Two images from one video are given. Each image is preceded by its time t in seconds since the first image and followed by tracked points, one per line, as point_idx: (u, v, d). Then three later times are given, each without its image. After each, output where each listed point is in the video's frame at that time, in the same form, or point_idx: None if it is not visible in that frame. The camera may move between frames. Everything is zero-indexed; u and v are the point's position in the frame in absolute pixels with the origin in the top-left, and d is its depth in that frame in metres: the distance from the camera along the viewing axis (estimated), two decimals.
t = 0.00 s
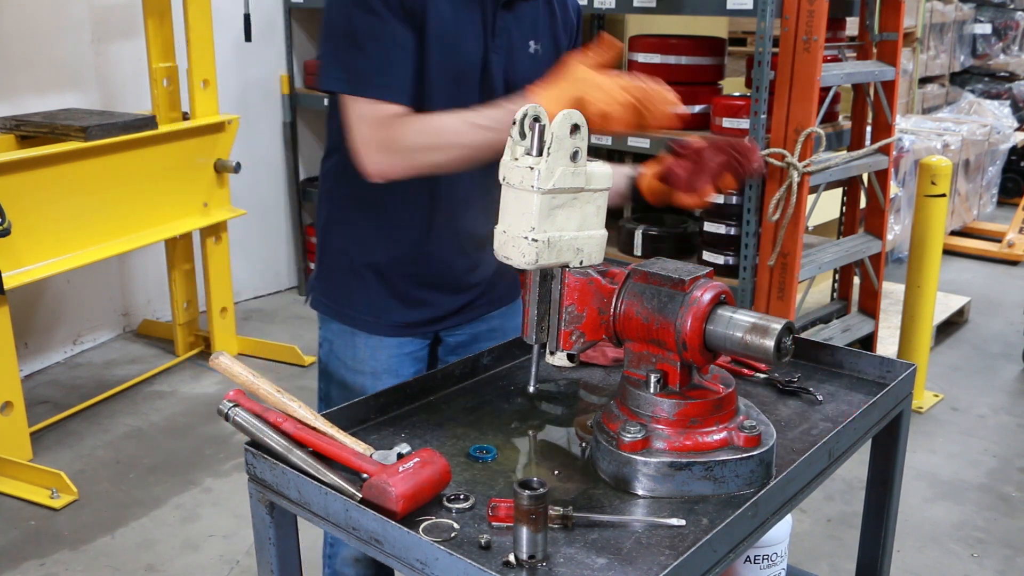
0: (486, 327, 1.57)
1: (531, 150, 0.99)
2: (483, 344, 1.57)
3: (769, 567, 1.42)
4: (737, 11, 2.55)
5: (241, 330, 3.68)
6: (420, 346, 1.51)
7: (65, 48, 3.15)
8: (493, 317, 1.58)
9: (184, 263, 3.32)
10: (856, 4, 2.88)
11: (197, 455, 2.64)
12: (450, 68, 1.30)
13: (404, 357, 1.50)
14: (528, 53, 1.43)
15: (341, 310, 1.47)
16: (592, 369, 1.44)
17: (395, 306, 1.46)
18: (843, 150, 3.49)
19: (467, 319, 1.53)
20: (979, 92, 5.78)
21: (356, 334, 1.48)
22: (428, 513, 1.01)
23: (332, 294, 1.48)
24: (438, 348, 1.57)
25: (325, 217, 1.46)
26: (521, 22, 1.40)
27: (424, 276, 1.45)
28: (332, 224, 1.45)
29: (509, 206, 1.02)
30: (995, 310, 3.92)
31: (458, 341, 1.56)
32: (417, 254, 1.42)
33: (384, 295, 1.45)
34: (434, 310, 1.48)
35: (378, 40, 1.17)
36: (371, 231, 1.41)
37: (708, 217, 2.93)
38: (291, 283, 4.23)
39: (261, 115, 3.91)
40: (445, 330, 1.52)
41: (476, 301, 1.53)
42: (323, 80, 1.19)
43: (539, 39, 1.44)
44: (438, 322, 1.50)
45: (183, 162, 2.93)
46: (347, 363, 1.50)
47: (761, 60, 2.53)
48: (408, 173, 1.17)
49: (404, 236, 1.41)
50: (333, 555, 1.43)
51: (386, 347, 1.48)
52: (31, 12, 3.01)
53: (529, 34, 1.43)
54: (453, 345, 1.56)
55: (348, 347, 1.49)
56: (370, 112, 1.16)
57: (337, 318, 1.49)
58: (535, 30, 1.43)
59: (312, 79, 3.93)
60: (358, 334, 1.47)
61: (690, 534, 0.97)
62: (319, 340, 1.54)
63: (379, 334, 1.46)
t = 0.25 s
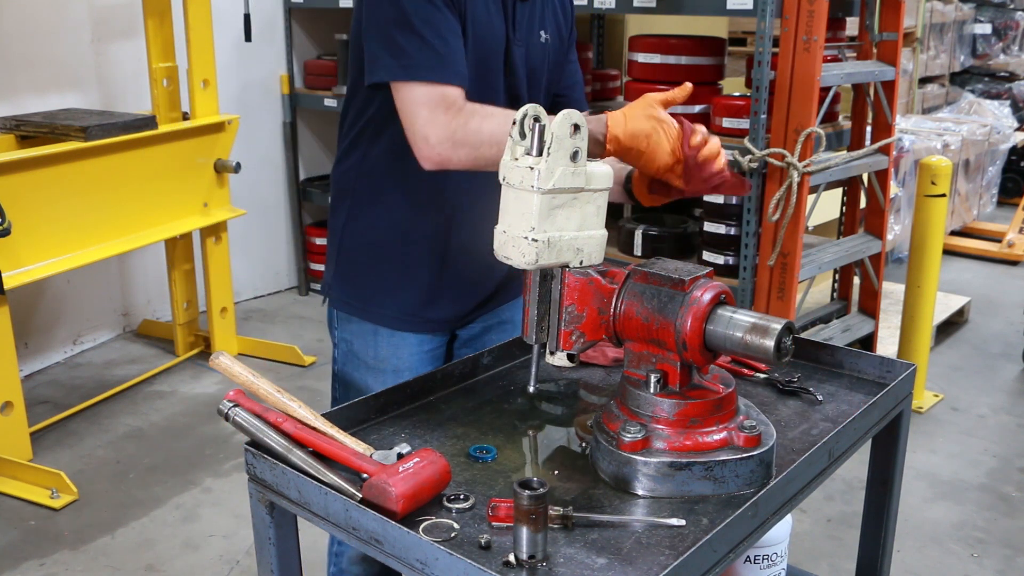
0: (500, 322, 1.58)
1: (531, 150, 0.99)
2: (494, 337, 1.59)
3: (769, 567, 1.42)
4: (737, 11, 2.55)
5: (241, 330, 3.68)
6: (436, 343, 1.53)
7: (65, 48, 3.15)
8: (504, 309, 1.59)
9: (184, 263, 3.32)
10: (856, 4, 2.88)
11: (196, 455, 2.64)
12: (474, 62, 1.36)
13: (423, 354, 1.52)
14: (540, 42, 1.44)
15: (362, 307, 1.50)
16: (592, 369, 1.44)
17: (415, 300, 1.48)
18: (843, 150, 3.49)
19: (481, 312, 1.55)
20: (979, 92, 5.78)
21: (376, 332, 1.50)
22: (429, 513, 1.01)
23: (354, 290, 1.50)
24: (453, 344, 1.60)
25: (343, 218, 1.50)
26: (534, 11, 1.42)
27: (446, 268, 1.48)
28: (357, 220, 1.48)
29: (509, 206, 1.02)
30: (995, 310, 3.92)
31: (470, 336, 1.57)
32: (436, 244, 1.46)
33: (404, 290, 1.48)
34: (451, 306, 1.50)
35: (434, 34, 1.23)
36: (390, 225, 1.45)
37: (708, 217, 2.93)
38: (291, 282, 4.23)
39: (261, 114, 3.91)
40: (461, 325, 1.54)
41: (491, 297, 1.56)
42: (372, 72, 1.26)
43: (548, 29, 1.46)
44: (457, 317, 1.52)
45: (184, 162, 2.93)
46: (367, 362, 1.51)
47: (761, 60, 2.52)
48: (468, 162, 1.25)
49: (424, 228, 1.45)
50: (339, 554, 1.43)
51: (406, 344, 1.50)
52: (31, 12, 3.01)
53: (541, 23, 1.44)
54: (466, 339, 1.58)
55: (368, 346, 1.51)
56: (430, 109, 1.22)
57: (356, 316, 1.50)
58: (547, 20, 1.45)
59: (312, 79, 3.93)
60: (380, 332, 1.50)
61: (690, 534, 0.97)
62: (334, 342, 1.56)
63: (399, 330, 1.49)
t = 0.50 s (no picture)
0: (490, 322, 1.60)
1: (531, 150, 0.99)
2: (486, 337, 1.60)
3: (769, 567, 1.42)
4: (738, 11, 2.55)
5: (241, 330, 3.68)
6: (424, 341, 1.54)
7: (65, 48, 3.15)
8: (496, 311, 1.60)
9: (184, 263, 3.32)
10: (856, 4, 2.88)
11: (197, 455, 2.64)
12: (472, 60, 1.36)
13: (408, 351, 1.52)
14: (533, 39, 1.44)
15: (354, 302, 1.50)
16: (592, 369, 1.44)
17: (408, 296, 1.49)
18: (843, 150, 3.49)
19: (473, 313, 1.57)
20: (979, 92, 5.78)
21: (365, 327, 1.50)
22: (429, 513, 1.01)
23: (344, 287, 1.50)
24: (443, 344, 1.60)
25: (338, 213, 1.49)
26: (528, 9, 1.42)
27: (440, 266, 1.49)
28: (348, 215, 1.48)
29: (509, 206, 1.02)
30: (995, 310, 3.92)
31: (460, 338, 1.58)
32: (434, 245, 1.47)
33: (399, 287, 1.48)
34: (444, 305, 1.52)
35: (413, 30, 1.23)
36: (388, 222, 1.46)
37: (708, 217, 2.93)
38: (291, 282, 4.23)
39: (261, 115, 3.91)
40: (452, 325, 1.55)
41: (483, 298, 1.57)
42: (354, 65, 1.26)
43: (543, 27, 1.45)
44: (449, 316, 1.53)
45: (184, 162, 2.93)
46: (353, 356, 1.51)
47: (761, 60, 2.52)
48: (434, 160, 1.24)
49: (423, 227, 1.46)
50: (317, 550, 1.43)
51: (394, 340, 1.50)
52: (31, 12, 3.01)
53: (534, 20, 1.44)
54: (457, 340, 1.59)
55: (354, 341, 1.51)
56: (403, 103, 1.22)
57: (347, 311, 1.50)
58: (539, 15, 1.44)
59: (312, 79, 3.93)
60: (368, 326, 1.49)
61: (690, 534, 0.97)
62: (322, 337, 1.55)
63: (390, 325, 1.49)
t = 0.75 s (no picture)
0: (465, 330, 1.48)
1: (531, 150, 1.00)
2: (462, 348, 1.48)
3: (769, 567, 1.42)
4: (738, 11, 2.55)
5: (241, 330, 3.68)
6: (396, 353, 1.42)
7: (65, 48, 3.15)
8: (470, 319, 1.48)
9: (184, 264, 3.32)
10: (856, 4, 2.88)
11: (197, 455, 2.64)
12: (412, 66, 1.26)
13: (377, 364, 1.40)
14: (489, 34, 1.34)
15: (320, 315, 1.37)
16: (592, 369, 1.44)
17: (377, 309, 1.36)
18: (843, 150, 3.49)
19: (448, 321, 1.45)
20: (979, 92, 5.78)
21: (330, 340, 1.38)
22: (429, 513, 1.01)
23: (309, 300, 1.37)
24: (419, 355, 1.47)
25: (300, 220, 1.35)
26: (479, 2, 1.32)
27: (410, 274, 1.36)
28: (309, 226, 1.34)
29: (509, 206, 1.02)
30: (995, 310, 3.92)
31: (434, 349, 1.46)
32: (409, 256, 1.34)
33: (367, 300, 1.35)
34: (416, 319, 1.39)
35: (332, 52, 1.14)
36: (355, 233, 1.32)
37: (708, 217, 2.93)
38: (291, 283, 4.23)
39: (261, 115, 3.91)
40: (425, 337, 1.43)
41: (458, 305, 1.45)
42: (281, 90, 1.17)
43: (500, 21, 1.36)
44: (423, 328, 1.40)
45: (184, 163, 2.93)
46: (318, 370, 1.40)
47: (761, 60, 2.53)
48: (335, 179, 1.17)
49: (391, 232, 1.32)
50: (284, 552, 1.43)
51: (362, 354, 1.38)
52: (31, 12, 3.01)
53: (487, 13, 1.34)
54: (432, 351, 1.46)
55: (319, 355, 1.39)
56: (310, 113, 1.15)
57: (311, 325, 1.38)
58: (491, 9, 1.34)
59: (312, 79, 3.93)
60: (333, 339, 1.38)
61: (690, 534, 0.97)
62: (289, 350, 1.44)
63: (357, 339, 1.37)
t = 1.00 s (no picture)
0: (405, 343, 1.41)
1: (531, 150, 1.00)
2: (405, 362, 1.41)
3: (769, 567, 1.42)
4: (738, 11, 2.55)
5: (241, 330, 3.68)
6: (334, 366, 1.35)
7: (65, 48, 3.15)
8: (412, 331, 1.41)
9: (184, 264, 3.32)
10: (856, 4, 2.88)
11: (196, 455, 2.64)
12: (307, 79, 1.16)
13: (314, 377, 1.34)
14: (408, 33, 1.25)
15: (252, 332, 1.31)
16: (592, 369, 1.44)
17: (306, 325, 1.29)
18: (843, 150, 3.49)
19: (387, 334, 1.37)
20: (979, 92, 5.78)
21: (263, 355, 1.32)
22: (429, 513, 1.01)
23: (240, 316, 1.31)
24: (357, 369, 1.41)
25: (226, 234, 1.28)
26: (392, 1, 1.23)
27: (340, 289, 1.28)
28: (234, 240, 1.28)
29: (509, 206, 1.02)
30: (995, 310, 3.92)
31: (374, 364, 1.39)
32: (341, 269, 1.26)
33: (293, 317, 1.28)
34: (348, 333, 1.32)
35: (189, 77, 1.07)
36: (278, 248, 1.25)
37: (708, 217, 2.93)
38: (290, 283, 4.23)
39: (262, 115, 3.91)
40: (363, 347, 1.35)
41: (399, 315, 1.38)
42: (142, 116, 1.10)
43: (421, 17, 1.27)
44: (358, 340, 1.34)
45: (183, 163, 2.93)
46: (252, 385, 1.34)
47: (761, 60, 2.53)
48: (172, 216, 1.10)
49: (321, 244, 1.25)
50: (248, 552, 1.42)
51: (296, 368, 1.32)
52: (31, 12, 3.01)
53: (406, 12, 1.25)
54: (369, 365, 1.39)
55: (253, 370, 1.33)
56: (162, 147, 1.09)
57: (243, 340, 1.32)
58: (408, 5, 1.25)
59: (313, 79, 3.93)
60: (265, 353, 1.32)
61: (690, 534, 0.97)
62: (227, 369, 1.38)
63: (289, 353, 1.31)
